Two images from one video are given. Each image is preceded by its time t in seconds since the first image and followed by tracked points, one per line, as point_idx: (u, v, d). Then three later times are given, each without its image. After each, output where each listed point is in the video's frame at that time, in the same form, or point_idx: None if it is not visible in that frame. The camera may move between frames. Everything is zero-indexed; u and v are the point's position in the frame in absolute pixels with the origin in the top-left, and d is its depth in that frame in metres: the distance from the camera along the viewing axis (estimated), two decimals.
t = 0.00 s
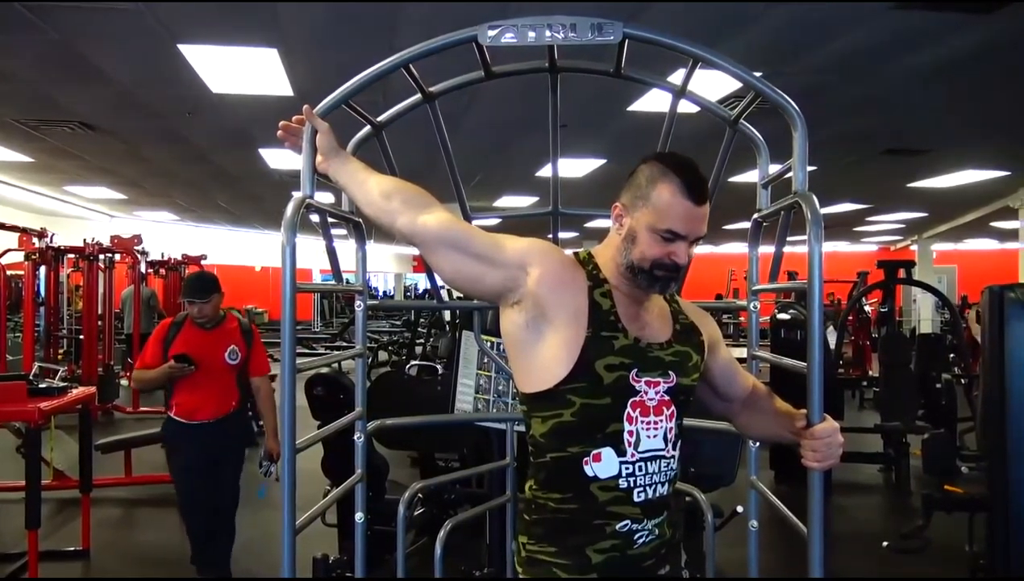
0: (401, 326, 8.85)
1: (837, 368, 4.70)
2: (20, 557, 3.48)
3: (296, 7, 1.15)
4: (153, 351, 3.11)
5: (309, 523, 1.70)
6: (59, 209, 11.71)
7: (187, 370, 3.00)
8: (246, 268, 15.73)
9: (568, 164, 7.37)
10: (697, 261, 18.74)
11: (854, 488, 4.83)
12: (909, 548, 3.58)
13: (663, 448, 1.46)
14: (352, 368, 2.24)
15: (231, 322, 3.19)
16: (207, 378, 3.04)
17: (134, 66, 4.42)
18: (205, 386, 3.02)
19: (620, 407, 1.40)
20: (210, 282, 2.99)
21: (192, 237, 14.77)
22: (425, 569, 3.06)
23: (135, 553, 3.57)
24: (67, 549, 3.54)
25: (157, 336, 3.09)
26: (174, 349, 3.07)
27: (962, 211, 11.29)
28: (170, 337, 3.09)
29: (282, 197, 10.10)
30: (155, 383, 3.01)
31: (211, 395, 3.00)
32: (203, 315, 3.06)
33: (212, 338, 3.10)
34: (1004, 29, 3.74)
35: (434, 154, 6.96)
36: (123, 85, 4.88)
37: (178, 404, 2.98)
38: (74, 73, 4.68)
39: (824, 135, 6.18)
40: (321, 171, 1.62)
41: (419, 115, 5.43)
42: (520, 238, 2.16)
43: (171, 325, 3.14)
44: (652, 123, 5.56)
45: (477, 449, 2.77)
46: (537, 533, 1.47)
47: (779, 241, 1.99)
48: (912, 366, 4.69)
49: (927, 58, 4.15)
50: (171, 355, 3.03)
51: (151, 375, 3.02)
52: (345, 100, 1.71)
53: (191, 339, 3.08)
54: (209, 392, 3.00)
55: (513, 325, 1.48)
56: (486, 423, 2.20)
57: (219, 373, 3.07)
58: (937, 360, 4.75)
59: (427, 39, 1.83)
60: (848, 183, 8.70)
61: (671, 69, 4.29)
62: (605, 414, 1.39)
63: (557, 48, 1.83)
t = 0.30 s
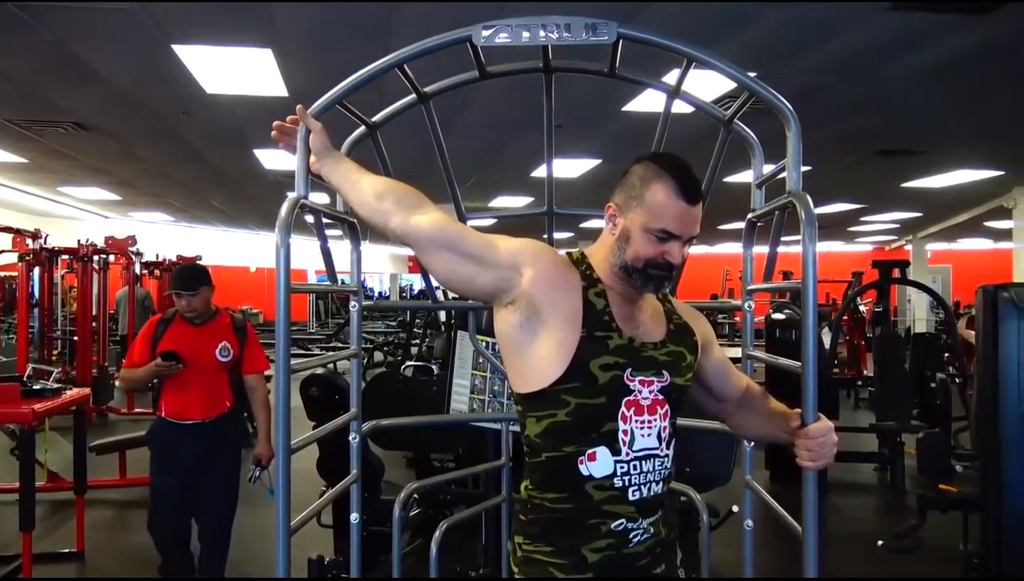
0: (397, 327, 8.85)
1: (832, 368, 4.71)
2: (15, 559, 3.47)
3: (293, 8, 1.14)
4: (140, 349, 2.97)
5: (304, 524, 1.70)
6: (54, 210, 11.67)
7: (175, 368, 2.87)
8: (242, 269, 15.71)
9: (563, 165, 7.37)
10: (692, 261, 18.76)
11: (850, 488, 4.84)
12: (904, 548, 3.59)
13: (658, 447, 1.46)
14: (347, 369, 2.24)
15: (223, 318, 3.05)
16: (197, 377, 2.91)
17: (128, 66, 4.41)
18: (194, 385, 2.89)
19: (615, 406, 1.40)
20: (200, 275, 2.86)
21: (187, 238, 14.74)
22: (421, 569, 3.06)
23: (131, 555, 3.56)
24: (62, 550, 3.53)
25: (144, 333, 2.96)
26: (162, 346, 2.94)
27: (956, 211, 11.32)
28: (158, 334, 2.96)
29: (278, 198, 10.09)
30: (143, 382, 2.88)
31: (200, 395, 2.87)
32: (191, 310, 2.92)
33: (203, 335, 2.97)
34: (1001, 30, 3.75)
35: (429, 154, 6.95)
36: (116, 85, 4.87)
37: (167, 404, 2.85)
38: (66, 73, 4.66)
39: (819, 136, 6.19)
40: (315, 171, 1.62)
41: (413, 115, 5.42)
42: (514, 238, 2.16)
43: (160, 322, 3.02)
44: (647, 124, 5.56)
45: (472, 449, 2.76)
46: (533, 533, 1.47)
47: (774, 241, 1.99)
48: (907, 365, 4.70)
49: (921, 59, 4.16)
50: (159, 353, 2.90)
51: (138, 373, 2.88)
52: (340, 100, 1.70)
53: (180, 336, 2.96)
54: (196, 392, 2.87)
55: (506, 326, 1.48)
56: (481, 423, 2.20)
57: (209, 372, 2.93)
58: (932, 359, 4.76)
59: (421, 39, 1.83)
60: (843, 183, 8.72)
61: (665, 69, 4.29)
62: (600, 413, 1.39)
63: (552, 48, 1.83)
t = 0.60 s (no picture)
0: (392, 326, 8.84)
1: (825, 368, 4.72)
2: (6, 558, 3.45)
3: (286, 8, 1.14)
4: (116, 358, 2.80)
5: (297, 522, 1.70)
6: (48, 208, 11.62)
7: (152, 376, 2.70)
8: (236, 268, 15.67)
9: (558, 165, 7.38)
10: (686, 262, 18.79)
11: (842, 488, 4.85)
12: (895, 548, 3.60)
13: (651, 447, 1.46)
14: (341, 367, 2.24)
15: (204, 322, 2.88)
16: (176, 384, 2.74)
17: (122, 64, 4.40)
18: (175, 393, 2.73)
19: (608, 406, 1.40)
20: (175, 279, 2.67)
21: (181, 236, 14.70)
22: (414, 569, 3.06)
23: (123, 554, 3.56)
24: (55, 549, 3.53)
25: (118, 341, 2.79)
26: (139, 354, 2.77)
27: (950, 212, 11.38)
28: (136, 341, 2.79)
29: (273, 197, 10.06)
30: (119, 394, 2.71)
31: (182, 405, 2.71)
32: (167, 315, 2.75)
33: (182, 340, 2.80)
34: (995, 32, 3.76)
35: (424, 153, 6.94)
36: (110, 83, 4.85)
37: (147, 414, 2.69)
38: (59, 71, 4.64)
39: (814, 137, 6.20)
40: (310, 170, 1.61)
41: (408, 114, 5.41)
42: (508, 238, 2.15)
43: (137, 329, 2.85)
44: (642, 124, 5.56)
45: (466, 448, 2.77)
46: (526, 532, 1.47)
47: (767, 241, 1.99)
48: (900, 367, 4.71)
49: (915, 61, 4.17)
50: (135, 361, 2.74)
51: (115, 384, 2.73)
52: (334, 99, 1.70)
53: (158, 344, 2.79)
54: (178, 402, 2.71)
55: (500, 325, 1.48)
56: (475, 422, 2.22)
57: (190, 378, 2.77)
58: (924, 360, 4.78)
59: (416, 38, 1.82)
60: (836, 184, 8.74)
61: (660, 70, 4.29)
62: (593, 413, 1.39)
63: (546, 48, 1.83)
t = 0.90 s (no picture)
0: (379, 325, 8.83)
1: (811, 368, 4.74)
2: None
3: (269, 6, 1.14)
4: (70, 359, 2.53)
5: (280, 521, 1.69)
6: (34, 205, 11.53)
7: (112, 381, 2.43)
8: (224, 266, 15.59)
9: (545, 164, 7.39)
10: (674, 262, 18.83)
11: (827, 487, 4.88)
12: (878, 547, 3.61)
13: (634, 445, 1.47)
14: (326, 366, 2.23)
15: (167, 318, 2.58)
16: (138, 388, 2.48)
17: (107, 60, 4.38)
18: (136, 398, 2.47)
19: (591, 404, 1.41)
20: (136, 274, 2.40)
21: (169, 234, 14.61)
22: (399, 568, 3.05)
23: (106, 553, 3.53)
24: (36, 549, 3.50)
25: (76, 340, 2.53)
26: (96, 355, 2.50)
27: (935, 213, 11.45)
28: (92, 341, 2.51)
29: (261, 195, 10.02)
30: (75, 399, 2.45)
31: (144, 411, 2.46)
32: (127, 310, 2.48)
33: (144, 339, 2.52)
34: (980, 35, 3.79)
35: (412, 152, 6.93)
36: (93, 79, 4.81)
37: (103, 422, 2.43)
38: (41, 66, 4.60)
39: (801, 138, 6.23)
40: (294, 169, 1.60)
41: (394, 112, 5.40)
42: (494, 237, 2.15)
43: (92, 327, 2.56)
44: (629, 124, 5.57)
45: (452, 448, 2.78)
46: (510, 531, 1.47)
47: (752, 241, 2.00)
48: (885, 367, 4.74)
49: (901, 62, 4.19)
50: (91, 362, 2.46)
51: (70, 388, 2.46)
52: (319, 97, 1.70)
53: (117, 343, 2.51)
54: (140, 407, 2.46)
55: (484, 325, 1.48)
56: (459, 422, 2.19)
57: (153, 381, 2.50)
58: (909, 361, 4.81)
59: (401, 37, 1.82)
60: (823, 185, 8.78)
61: (648, 70, 4.30)
62: (576, 411, 1.40)
63: (533, 48, 1.83)
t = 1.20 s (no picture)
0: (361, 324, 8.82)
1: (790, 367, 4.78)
2: None
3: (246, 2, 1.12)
4: (25, 359, 2.41)
5: (259, 520, 1.68)
6: (11, 202, 11.36)
7: (72, 385, 2.31)
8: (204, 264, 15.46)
9: (526, 163, 7.40)
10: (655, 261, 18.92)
11: (806, 484, 4.93)
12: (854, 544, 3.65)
13: (616, 443, 1.47)
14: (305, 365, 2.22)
15: (134, 320, 2.50)
16: (99, 394, 2.39)
17: (79, 55, 4.31)
18: (98, 402, 2.38)
19: (573, 402, 1.41)
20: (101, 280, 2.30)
21: (148, 232, 14.46)
22: (377, 568, 3.04)
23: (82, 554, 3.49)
24: (10, 550, 3.45)
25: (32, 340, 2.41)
26: (54, 357, 2.39)
27: (911, 213, 11.61)
28: (51, 341, 2.40)
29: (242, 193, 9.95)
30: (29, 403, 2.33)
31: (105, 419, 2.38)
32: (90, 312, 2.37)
33: (109, 342, 2.43)
34: (959, 38, 3.84)
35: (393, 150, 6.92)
36: (67, 75, 4.74)
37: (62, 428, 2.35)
38: (14, 62, 4.53)
39: (781, 139, 6.27)
40: (272, 167, 1.58)
41: (373, 110, 5.38)
42: (474, 236, 2.15)
43: (51, 326, 2.44)
44: (610, 123, 5.58)
45: (432, 447, 2.79)
46: (491, 530, 1.47)
47: (730, 241, 2.01)
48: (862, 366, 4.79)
49: (880, 64, 4.24)
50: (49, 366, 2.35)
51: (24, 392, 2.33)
52: (298, 95, 1.69)
53: (79, 345, 2.41)
54: (101, 416, 2.38)
55: (464, 324, 1.48)
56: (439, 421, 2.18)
57: (118, 386, 2.42)
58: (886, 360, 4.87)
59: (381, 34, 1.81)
60: (802, 185, 8.86)
61: (629, 70, 4.31)
62: (558, 410, 1.40)
63: (513, 47, 1.83)
